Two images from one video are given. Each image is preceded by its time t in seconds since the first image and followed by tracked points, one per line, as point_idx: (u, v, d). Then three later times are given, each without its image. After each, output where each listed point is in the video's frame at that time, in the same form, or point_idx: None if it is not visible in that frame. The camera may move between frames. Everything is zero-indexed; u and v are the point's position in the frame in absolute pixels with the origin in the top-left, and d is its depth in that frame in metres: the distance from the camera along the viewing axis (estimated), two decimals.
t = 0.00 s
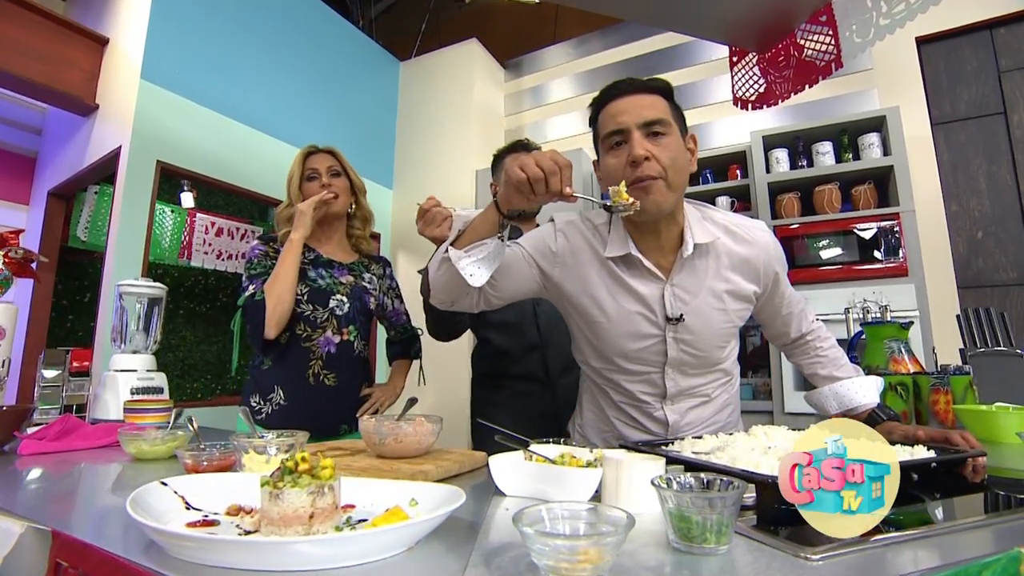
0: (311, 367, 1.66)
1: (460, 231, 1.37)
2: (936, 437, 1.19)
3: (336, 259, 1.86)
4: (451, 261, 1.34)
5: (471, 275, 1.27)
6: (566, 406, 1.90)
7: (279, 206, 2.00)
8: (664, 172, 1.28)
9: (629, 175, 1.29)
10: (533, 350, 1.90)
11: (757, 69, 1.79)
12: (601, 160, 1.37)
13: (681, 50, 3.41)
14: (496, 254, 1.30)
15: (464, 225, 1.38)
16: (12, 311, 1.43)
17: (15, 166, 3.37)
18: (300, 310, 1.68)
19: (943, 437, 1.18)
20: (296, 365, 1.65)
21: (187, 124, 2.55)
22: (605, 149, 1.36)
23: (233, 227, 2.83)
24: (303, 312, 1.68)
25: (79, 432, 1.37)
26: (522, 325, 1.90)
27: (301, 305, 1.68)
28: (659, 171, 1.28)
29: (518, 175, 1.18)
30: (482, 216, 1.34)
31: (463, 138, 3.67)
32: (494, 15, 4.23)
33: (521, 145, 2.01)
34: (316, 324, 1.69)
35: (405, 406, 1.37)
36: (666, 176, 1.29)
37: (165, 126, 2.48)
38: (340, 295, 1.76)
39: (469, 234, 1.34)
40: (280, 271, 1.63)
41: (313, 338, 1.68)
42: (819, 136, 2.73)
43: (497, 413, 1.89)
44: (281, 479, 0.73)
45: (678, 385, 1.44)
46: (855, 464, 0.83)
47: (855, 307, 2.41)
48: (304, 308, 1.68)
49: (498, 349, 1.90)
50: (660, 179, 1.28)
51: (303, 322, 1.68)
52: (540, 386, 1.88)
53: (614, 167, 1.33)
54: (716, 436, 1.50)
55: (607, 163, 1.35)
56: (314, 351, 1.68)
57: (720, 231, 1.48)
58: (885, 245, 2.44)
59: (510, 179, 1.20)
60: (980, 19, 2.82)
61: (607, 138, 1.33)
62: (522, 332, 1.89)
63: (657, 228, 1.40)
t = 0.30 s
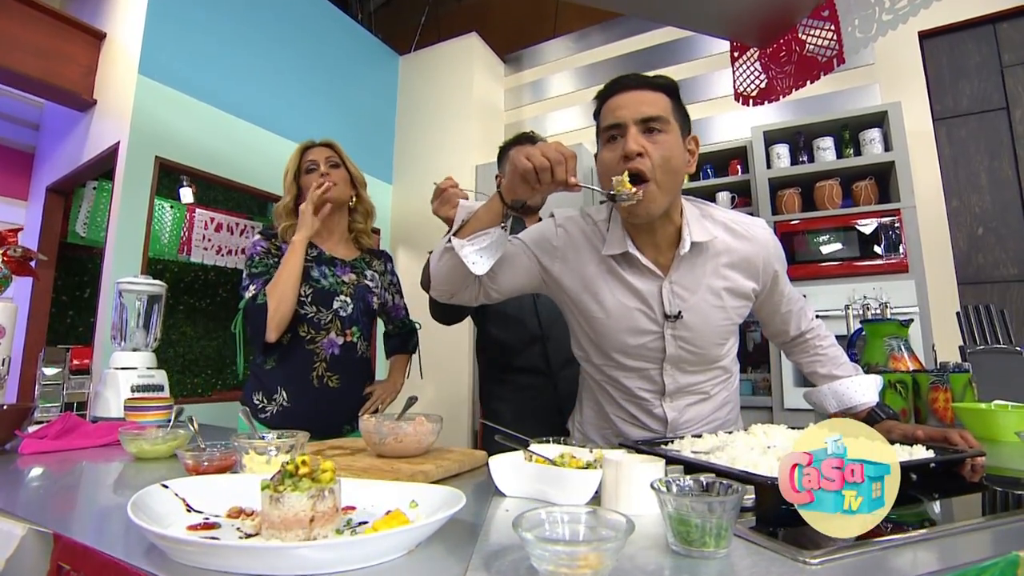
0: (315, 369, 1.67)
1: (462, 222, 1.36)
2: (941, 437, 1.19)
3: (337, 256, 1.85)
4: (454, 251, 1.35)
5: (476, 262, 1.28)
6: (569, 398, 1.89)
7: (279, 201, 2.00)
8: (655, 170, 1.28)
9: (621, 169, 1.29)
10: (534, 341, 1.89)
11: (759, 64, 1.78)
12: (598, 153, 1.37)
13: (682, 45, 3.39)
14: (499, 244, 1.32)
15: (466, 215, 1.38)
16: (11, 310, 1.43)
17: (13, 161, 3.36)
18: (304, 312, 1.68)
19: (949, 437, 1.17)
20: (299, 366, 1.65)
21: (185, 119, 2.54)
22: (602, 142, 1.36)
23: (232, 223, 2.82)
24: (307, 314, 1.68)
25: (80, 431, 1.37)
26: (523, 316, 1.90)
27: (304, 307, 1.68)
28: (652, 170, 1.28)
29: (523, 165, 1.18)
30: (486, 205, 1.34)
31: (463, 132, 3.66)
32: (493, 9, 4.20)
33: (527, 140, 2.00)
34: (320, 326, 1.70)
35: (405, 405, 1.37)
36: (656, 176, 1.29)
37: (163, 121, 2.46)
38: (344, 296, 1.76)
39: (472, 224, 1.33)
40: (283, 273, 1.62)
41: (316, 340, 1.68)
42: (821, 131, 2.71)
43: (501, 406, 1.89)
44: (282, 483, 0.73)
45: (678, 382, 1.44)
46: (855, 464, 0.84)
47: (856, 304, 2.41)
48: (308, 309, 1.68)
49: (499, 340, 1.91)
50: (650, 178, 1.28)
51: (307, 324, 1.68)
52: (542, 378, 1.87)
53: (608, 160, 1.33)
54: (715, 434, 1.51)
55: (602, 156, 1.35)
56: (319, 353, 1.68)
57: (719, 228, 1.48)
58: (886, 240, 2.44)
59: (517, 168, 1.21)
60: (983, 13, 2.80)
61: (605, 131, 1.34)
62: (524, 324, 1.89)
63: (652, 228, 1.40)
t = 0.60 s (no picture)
0: (314, 365, 1.67)
1: (468, 211, 1.35)
2: (939, 434, 1.19)
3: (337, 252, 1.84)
4: (461, 236, 1.34)
5: (483, 247, 1.27)
6: (567, 394, 1.88)
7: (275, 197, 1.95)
8: (655, 158, 1.27)
9: (621, 159, 1.29)
10: (537, 335, 1.89)
11: (759, 58, 1.77)
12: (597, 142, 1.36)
13: (683, 37, 3.36)
14: (504, 234, 1.32)
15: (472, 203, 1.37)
16: (10, 308, 1.43)
17: (10, 155, 3.34)
18: (303, 308, 1.67)
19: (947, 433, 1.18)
20: (298, 362, 1.65)
21: (183, 113, 2.53)
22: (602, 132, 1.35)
23: (231, 217, 2.81)
24: (306, 310, 1.67)
25: (81, 428, 1.37)
26: (520, 313, 1.89)
27: (304, 302, 1.67)
28: (653, 158, 1.27)
29: (539, 153, 1.19)
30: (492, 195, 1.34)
31: (462, 126, 3.64)
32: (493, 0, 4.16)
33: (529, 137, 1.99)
34: (319, 321, 1.69)
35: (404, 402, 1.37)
36: (655, 165, 1.28)
37: (161, 115, 2.45)
38: (343, 291, 1.76)
39: (479, 211, 1.32)
40: (279, 295, 1.55)
41: (315, 336, 1.68)
42: (822, 125, 2.70)
43: (500, 399, 1.90)
44: (282, 485, 0.74)
45: (678, 378, 1.44)
46: (855, 464, 0.84)
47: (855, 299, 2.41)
48: (307, 305, 1.68)
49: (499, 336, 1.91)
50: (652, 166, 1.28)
51: (304, 319, 1.67)
52: (539, 372, 1.88)
53: (608, 148, 1.32)
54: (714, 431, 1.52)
55: (602, 144, 1.34)
56: (317, 349, 1.68)
57: (718, 221, 1.47)
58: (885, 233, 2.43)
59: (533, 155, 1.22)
60: (986, 5, 2.78)
61: (605, 120, 1.33)
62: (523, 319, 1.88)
63: (651, 225, 1.39)
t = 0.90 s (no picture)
0: (311, 362, 1.67)
1: (465, 210, 1.34)
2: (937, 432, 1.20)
3: (336, 248, 1.83)
4: (458, 237, 1.33)
5: (479, 247, 1.28)
6: (558, 390, 1.88)
7: (273, 191, 1.95)
8: (648, 164, 1.26)
9: (612, 166, 1.28)
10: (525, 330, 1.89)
11: (761, 51, 1.76)
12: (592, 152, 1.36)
13: (684, 29, 3.34)
14: (500, 234, 1.33)
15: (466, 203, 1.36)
16: (10, 306, 1.43)
17: (7, 149, 3.33)
18: (300, 305, 1.67)
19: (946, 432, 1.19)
20: (295, 360, 1.65)
21: (180, 107, 2.51)
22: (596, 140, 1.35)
23: (230, 211, 2.81)
24: (303, 306, 1.67)
25: (81, 425, 1.38)
26: (509, 308, 1.89)
27: (301, 299, 1.66)
28: (645, 162, 1.26)
29: (539, 155, 1.17)
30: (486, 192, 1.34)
31: (461, 119, 3.62)
32: None
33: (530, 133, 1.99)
34: (316, 318, 1.69)
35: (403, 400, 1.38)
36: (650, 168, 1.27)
37: (159, 109, 2.44)
38: (341, 288, 1.75)
39: (474, 211, 1.31)
40: (272, 293, 1.56)
41: (313, 333, 1.68)
42: (823, 119, 2.69)
43: (492, 394, 1.90)
44: (282, 488, 0.74)
45: (679, 376, 1.45)
46: (855, 463, 0.84)
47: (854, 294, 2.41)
48: (304, 302, 1.67)
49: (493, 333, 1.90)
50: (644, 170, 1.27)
51: (302, 316, 1.67)
52: (531, 369, 1.89)
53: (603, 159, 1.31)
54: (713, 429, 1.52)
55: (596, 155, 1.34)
56: (314, 346, 1.68)
57: (721, 219, 1.47)
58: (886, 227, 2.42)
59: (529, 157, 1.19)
60: None
61: (596, 131, 1.33)
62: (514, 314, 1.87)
63: (654, 221, 1.39)
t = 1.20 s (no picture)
0: (311, 358, 1.67)
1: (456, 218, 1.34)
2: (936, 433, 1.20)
3: (334, 244, 1.83)
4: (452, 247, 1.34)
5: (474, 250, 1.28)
6: (562, 381, 1.86)
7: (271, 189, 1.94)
8: (642, 171, 1.27)
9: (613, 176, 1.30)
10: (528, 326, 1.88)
11: (761, 46, 1.75)
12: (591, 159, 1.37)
13: (685, 22, 3.31)
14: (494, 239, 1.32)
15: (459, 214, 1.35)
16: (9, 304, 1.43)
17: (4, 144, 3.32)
18: (299, 301, 1.68)
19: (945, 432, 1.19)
20: (295, 356, 1.66)
21: (178, 102, 2.50)
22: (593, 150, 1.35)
23: (229, 206, 2.80)
24: (301, 303, 1.68)
25: (82, 423, 1.38)
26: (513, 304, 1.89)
27: (298, 296, 1.67)
28: (643, 167, 1.27)
29: (525, 164, 1.17)
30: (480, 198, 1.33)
31: (461, 113, 3.60)
32: None
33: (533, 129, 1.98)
34: (314, 314, 1.69)
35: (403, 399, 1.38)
36: (645, 173, 1.28)
37: (156, 104, 2.43)
38: (339, 284, 1.76)
39: (466, 218, 1.32)
40: (274, 280, 1.56)
41: (311, 329, 1.69)
42: (824, 114, 2.67)
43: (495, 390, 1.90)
44: (282, 492, 0.74)
45: (682, 370, 1.45)
46: (855, 464, 0.84)
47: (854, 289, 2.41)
48: (302, 298, 1.68)
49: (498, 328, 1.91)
50: (642, 175, 1.28)
51: (300, 312, 1.68)
52: (533, 360, 1.87)
53: (601, 169, 1.33)
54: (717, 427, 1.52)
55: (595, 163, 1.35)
56: (314, 342, 1.69)
57: (723, 214, 1.47)
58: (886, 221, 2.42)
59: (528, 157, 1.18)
60: None
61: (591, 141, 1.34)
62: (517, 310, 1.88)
63: (655, 218, 1.40)
